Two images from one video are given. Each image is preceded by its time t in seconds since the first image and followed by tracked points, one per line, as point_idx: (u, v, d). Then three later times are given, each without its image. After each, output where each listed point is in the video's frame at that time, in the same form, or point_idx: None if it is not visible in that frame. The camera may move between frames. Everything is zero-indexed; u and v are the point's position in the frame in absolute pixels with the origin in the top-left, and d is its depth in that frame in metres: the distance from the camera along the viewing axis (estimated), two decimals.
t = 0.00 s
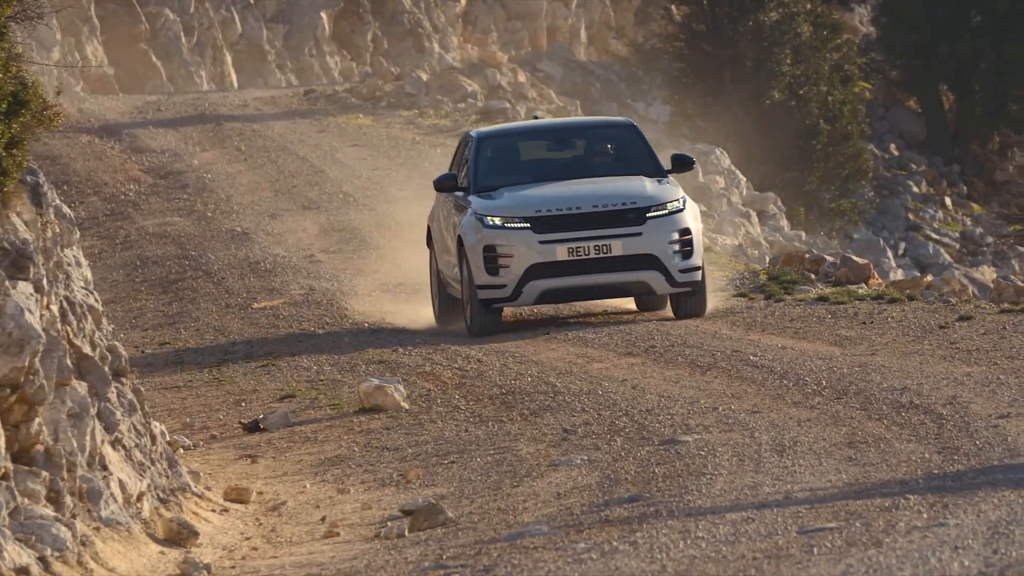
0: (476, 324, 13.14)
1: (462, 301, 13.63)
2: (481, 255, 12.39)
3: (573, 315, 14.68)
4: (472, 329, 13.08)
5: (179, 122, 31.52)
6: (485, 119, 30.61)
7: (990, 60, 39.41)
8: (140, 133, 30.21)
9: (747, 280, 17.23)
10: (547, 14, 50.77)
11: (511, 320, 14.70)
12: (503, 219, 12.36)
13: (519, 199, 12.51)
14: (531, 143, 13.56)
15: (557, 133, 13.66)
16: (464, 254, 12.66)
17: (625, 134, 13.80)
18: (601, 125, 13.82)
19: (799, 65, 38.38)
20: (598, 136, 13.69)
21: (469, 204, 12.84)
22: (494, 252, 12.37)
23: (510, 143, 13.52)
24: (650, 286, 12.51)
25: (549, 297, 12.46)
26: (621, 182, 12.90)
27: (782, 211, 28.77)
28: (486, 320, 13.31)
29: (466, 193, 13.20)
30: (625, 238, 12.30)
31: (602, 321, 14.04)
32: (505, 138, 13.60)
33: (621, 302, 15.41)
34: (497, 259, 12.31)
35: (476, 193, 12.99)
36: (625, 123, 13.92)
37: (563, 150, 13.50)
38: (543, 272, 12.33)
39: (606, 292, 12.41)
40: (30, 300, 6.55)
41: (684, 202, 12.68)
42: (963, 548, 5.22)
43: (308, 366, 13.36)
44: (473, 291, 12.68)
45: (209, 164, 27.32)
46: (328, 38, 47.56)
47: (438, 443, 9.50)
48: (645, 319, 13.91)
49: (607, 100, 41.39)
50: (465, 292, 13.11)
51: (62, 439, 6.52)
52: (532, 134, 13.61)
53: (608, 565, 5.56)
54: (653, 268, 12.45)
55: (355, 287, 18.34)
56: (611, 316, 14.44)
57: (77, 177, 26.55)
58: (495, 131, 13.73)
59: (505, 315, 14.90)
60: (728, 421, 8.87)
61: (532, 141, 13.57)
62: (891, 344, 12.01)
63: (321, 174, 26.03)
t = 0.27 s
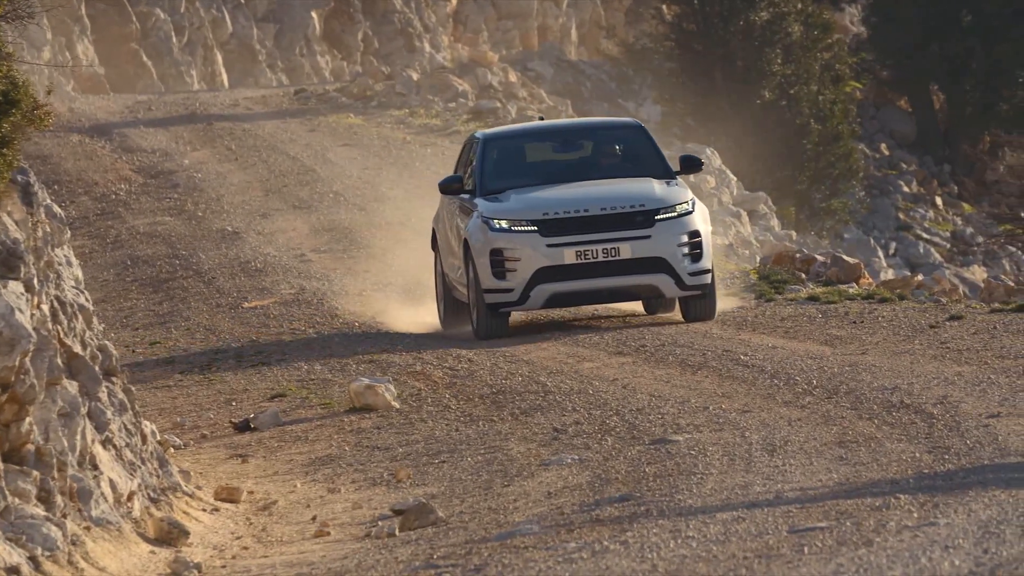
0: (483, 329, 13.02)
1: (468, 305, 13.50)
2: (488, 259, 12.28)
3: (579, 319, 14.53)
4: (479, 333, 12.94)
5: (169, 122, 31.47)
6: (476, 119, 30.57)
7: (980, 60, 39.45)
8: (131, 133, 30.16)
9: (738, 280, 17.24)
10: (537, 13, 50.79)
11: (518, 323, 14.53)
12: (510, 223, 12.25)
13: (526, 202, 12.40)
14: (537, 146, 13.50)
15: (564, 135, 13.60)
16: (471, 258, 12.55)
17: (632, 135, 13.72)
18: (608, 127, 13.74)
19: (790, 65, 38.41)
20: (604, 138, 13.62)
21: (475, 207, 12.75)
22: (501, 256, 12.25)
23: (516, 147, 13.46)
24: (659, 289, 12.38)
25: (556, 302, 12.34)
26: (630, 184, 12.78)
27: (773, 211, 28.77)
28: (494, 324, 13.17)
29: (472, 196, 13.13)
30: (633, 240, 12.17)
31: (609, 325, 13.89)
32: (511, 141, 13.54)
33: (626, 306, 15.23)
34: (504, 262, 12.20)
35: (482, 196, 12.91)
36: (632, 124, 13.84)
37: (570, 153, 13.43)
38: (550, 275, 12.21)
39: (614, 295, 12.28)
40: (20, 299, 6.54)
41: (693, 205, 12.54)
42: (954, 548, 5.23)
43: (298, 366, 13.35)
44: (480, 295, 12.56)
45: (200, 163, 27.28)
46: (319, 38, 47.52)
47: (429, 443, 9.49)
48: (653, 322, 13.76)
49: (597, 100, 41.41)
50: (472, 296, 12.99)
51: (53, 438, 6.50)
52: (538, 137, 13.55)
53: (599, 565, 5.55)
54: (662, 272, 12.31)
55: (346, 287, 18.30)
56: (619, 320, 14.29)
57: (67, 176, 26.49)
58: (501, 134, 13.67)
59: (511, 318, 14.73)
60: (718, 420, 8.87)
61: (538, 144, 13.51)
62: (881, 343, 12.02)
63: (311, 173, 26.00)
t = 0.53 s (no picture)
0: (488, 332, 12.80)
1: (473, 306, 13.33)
2: (495, 261, 12.13)
3: (585, 322, 14.33)
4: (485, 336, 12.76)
5: (161, 121, 31.44)
6: (468, 118, 30.55)
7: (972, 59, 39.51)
8: (122, 132, 30.12)
9: (730, 279, 17.25)
10: (529, 13, 50.82)
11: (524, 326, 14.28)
12: (517, 224, 12.11)
13: (533, 204, 12.25)
14: (543, 146, 13.31)
15: (570, 135, 13.41)
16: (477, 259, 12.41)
17: (639, 134, 13.52)
18: (616, 127, 13.55)
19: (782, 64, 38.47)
20: (611, 138, 13.43)
21: (481, 208, 12.60)
22: (508, 259, 12.11)
23: (522, 147, 13.28)
24: (666, 292, 12.25)
25: (564, 304, 12.19)
26: (638, 186, 12.64)
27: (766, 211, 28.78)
28: (499, 326, 12.99)
29: (478, 197, 12.96)
30: (641, 243, 12.03)
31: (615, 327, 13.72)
32: (517, 141, 13.36)
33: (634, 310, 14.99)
34: (511, 265, 12.06)
35: (488, 198, 12.74)
36: (640, 123, 13.64)
37: (576, 153, 13.24)
38: (557, 278, 12.06)
39: (622, 298, 12.15)
40: (12, 299, 6.50)
41: (701, 207, 12.40)
42: (945, 547, 5.24)
43: (290, 365, 13.34)
44: (486, 297, 12.41)
45: (192, 163, 27.25)
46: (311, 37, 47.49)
47: (421, 442, 9.48)
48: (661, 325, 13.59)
49: (589, 100, 41.43)
50: (478, 299, 12.83)
51: (44, 438, 6.48)
52: (544, 137, 13.36)
53: (590, 565, 5.55)
54: (670, 274, 12.18)
55: (337, 286, 18.28)
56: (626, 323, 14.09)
57: (59, 176, 26.44)
58: (507, 134, 13.49)
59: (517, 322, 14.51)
60: (710, 420, 8.87)
61: (544, 144, 13.32)
62: (873, 343, 12.03)
63: (303, 173, 25.97)
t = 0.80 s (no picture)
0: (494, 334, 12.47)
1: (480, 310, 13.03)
2: (501, 263, 11.87)
3: (594, 325, 14.00)
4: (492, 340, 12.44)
5: (150, 120, 31.39)
6: (458, 117, 30.51)
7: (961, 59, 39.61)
8: (112, 131, 30.06)
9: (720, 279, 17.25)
10: (519, 12, 50.84)
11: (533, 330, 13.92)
12: (524, 227, 11.87)
13: (540, 206, 12.00)
14: (550, 148, 13.07)
15: (578, 137, 13.16)
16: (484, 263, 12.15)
17: (648, 136, 13.26)
18: (624, 128, 13.30)
19: (772, 63, 38.72)
20: (619, 139, 13.19)
21: (487, 210, 12.37)
22: (515, 261, 11.85)
23: (530, 149, 13.04)
24: (676, 295, 11.94)
25: (572, 308, 11.90)
26: (647, 188, 12.36)
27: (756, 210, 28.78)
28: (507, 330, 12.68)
29: (485, 199, 12.72)
30: (650, 245, 11.74)
31: (625, 331, 13.38)
32: (524, 143, 13.11)
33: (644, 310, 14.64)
34: (518, 267, 11.79)
35: (495, 199, 12.50)
36: (649, 125, 13.39)
37: (584, 155, 13.00)
38: (565, 281, 11.78)
39: (631, 301, 11.84)
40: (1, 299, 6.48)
41: (711, 209, 12.12)
42: (934, 546, 5.24)
43: (280, 365, 13.33)
44: (493, 301, 12.14)
45: (182, 162, 27.20)
46: (301, 36, 47.44)
47: (411, 442, 9.47)
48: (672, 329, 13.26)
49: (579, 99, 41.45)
50: (485, 302, 12.54)
51: (33, 437, 6.46)
52: (552, 138, 13.13)
53: (580, 564, 5.55)
54: (680, 277, 11.88)
55: (327, 285, 18.27)
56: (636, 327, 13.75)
57: (48, 175, 26.37)
58: (514, 135, 13.27)
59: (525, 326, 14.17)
60: (700, 419, 8.87)
61: (552, 145, 13.09)
62: (863, 342, 12.05)
63: (293, 172, 25.94)
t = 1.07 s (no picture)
0: (502, 338, 12.04)
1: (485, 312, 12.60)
2: (507, 265, 11.41)
3: (600, 327, 13.61)
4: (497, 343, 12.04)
5: (139, 119, 31.33)
6: (447, 116, 30.49)
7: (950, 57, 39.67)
8: (101, 130, 30.00)
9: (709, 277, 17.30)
10: (508, 11, 50.84)
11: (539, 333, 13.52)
12: (531, 227, 11.40)
13: (548, 206, 11.53)
14: (558, 148, 12.55)
15: (586, 137, 12.65)
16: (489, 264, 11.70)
17: (658, 137, 12.74)
18: (633, 128, 12.78)
19: (761, 62, 38.63)
20: (629, 139, 12.67)
21: (493, 211, 11.89)
22: (521, 263, 11.38)
23: (536, 148, 12.53)
24: (686, 299, 11.46)
25: (579, 311, 11.44)
26: (656, 189, 11.86)
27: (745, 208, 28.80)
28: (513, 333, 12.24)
29: (490, 200, 12.24)
30: (659, 247, 11.26)
31: (632, 334, 12.99)
32: (530, 142, 12.60)
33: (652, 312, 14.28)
34: (524, 269, 11.33)
35: (500, 200, 12.02)
36: (659, 125, 12.87)
37: (592, 156, 12.49)
38: (572, 283, 11.31)
39: (640, 304, 11.37)
40: None
41: (722, 210, 11.64)
42: (924, 544, 5.24)
43: (269, 363, 13.34)
44: (499, 303, 11.70)
45: (171, 160, 27.15)
46: (290, 35, 47.35)
47: (400, 440, 9.46)
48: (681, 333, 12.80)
49: (568, 98, 41.47)
50: (490, 304, 12.08)
51: (22, 435, 6.44)
52: (561, 137, 12.62)
53: (569, 563, 5.54)
54: (690, 280, 11.39)
55: (315, 283, 18.29)
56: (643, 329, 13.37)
57: (37, 173, 26.32)
58: (521, 134, 12.76)
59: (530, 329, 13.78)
60: (688, 417, 8.89)
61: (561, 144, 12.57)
62: (852, 341, 12.06)
63: (282, 170, 25.92)
